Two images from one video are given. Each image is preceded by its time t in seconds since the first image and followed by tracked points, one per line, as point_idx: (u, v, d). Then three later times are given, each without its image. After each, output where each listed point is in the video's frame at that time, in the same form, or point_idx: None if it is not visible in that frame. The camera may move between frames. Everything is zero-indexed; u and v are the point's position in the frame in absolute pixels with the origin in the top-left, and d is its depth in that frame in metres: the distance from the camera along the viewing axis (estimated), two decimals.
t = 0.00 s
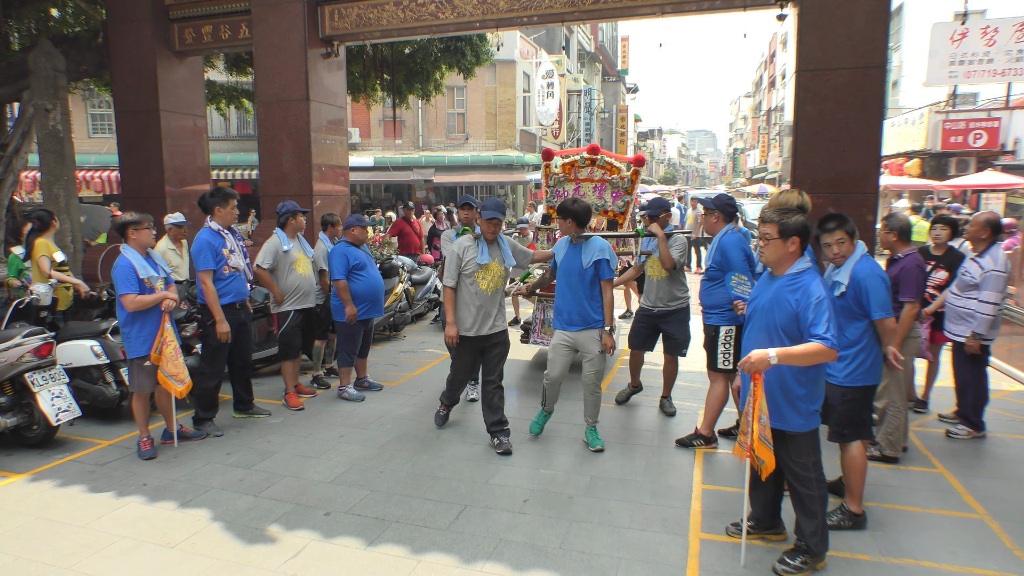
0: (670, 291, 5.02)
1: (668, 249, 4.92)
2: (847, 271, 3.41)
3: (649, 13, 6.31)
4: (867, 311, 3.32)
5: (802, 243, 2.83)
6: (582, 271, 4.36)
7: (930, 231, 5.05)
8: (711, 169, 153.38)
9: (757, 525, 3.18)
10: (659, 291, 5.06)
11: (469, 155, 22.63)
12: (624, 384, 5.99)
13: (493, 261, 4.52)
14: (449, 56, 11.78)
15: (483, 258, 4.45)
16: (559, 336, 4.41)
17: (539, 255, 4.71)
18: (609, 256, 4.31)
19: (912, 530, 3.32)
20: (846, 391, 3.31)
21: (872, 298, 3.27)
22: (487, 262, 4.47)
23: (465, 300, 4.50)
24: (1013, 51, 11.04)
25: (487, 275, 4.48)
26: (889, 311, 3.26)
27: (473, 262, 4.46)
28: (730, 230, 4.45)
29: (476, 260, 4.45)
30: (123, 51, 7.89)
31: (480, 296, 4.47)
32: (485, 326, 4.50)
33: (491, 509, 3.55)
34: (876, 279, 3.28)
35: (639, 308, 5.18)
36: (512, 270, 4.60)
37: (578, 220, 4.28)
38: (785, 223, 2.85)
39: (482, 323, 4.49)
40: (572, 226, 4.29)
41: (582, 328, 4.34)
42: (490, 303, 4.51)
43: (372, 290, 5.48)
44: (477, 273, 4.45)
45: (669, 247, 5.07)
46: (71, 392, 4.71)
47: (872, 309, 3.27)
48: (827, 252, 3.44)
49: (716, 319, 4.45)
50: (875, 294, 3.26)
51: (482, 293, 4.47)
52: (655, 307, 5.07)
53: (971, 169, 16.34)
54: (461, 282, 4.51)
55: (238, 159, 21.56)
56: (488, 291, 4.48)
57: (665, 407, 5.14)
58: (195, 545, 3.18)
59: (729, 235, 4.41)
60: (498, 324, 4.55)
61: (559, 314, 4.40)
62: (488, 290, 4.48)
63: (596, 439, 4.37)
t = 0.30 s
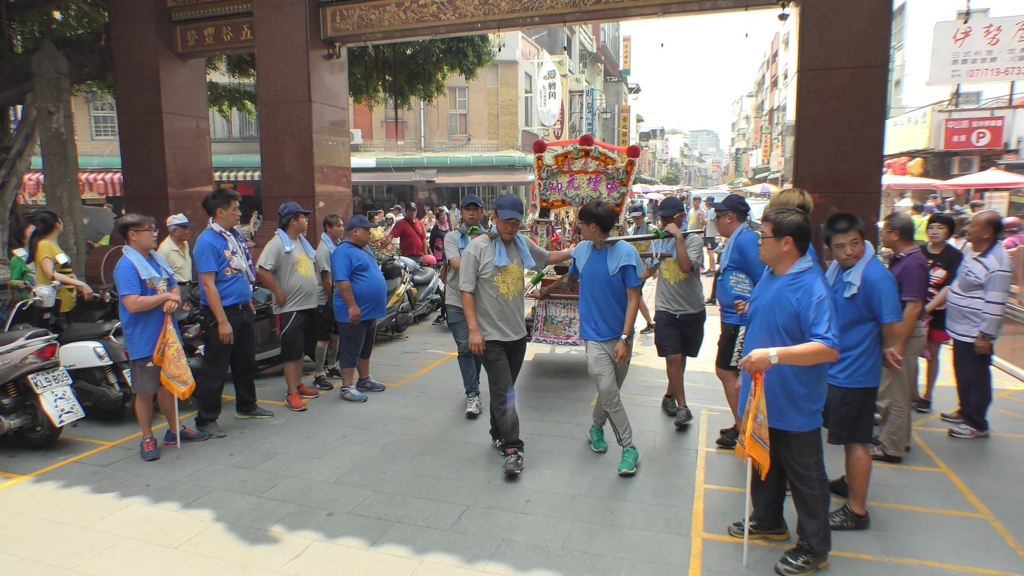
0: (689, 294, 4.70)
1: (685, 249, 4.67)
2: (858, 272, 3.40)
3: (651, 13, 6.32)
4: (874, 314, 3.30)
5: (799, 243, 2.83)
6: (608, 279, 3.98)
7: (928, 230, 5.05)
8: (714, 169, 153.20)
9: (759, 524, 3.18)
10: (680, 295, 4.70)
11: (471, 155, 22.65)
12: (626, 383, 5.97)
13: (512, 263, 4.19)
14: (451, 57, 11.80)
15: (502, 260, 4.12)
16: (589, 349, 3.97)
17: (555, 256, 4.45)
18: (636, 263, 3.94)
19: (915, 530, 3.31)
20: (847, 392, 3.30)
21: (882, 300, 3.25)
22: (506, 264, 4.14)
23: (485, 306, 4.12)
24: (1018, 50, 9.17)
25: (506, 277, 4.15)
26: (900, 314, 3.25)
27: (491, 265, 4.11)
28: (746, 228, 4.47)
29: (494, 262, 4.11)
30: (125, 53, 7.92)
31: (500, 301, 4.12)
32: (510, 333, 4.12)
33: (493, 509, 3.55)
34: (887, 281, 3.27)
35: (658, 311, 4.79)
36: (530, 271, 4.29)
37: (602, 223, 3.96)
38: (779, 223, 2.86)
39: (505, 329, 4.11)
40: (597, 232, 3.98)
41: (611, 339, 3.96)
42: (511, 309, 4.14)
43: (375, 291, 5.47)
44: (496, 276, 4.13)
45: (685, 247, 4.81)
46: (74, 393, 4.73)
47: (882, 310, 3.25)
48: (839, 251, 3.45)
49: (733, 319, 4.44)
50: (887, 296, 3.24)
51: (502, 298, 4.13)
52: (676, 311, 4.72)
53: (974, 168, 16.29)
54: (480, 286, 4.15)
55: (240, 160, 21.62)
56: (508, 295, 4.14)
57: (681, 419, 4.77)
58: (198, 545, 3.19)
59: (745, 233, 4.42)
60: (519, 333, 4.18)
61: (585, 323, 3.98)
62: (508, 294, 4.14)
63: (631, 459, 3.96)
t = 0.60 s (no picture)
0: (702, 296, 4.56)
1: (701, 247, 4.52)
2: (864, 270, 3.39)
3: (652, 12, 6.31)
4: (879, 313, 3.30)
5: (797, 240, 2.83)
6: (629, 276, 3.80)
7: (924, 229, 5.01)
8: (716, 167, 152.92)
9: (762, 523, 3.18)
10: (693, 297, 4.55)
11: (473, 154, 22.65)
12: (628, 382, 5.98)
13: (525, 262, 3.87)
14: (453, 56, 11.80)
15: (514, 260, 3.81)
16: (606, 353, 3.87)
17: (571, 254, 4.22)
18: (659, 256, 3.79)
19: (919, 529, 3.30)
20: (854, 392, 3.30)
21: (890, 298, 3.28)
22: (518, 264, 3.83)
23: (497, 311, 3.83)
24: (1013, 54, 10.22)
25: (518, 278, 3.83)
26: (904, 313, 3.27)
27: (502, 266, 3.81)
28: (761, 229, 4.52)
29: (506, 263, 3.81)
30: (128, 53, 7.93)
31: (513, 305, 3.82)
32: (526, 337, 3.81)
33: (495, 508, 3.54)
34: (893, 279, 3.29)
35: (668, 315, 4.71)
36: (545, 270, 3.96)
37: (622, 219, 3.80)
38: (778, 220, 2.86)
39: (521, 333, 3.80)
40: (615, 226, 3.80)
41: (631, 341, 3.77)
42: (525, 313, 3.83)
43: (376, 290, 5.46)
44: (508, 277, 3.81)
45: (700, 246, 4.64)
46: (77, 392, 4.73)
47: (889, 310, 3.27)
48: (844, 248, 3.42)
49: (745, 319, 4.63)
50: (894, 294, 3.27)
51: (514, 301, 3.83)
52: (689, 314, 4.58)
53: (977, 166, 16.27)
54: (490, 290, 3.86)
55: (242, 160, 21.64)
56: (519, 297, 3.83)
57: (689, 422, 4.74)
58: (200, 544, 3.19)
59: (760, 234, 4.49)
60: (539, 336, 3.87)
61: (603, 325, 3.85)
62: (520, 297, 3.84)
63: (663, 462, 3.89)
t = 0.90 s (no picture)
0: (702, 299, 4.43)
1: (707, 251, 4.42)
2: (862, 268, 3.39)
3: (654, 11, 6.30)
4: (880, 310, 3.29)
5: (796, 238, 2.84)
6: (643, 282, 3.50)
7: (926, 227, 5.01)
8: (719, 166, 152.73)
9: (764, 523, 3.18)
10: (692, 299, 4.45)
11: (475, 154, 22.67)
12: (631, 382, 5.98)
13: (524, 267, 3.54)
14: (455, 56, 11.81)
15: (511, 264, 3.49)
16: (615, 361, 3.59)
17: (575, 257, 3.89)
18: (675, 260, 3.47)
19: (923, 529, 3.29)
20: (854, 391, 3.29)
21: (890, 294, 3.27)
22: (517, 269, 3.50)
23: (493, 321, 3.49)
24: None
25: (515, 284, 3.50)
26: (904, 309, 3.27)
27: (499, 272, 3.48)
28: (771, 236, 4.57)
29: (503, 268, 3.49)
30: (131, 53, 7.95)
31: (510, 315, 3.48)
32: (524, 350, 3.49)
33: (498, 508, 3.55)
34: (892, 276, 3.28)
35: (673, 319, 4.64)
36: (544, 276, 3.62)
37: (632, 221, 3.48)
38: (780, 218, 2.87)
39: (518, 346, 3.48)
40: (625, 229, 3.50)
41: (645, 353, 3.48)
42: (523, 324, 3.51)
43: (376, 290, 5.45)
44: (504, 284, 3.48)
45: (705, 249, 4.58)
46: (81, 392, 4.75)
47: (889, 306, 3.26)
48: (843, 246, 3.40)
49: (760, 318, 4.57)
50: (892, 291, 3.26)
51: (511, 311, 3.49)
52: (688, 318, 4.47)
53: (981, 164, 16.25)
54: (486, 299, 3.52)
55: (245, 159, 21.67)
56: (516, 306, 3.49)
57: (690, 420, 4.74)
58: (203, 543, 3.20)
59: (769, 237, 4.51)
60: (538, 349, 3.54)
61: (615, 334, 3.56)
62: (518, 306, 3.50)
63: (661, 495, 3.47)
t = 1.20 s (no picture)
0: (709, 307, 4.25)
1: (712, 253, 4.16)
2: (861, 272, 3.36)
3: (661, 10, 6.30)
4: (877, 313, 3.27)
5: (803, 238, 2.83)
6: (639, 288, 3.34)
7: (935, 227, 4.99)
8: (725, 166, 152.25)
9: (771, 523, 3.17)
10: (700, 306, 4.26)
11: (481, 154, 22.68)
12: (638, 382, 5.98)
13: (509, 269, 3.37)
14: (461, 56, 11.82)
15: (496, 267, 3.32)
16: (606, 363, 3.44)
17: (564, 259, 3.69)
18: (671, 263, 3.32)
19: (932, 530, 3.27)
20: (858, 391, 3.30)
21: (881, 300, 3.21)
22: (501, 272, 3.34)
23: (476, 326, 3.36)
24: None
25: (498, 288, 3.36)
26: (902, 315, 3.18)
27: (481, 275, 3.32)
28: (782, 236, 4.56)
29: (486, 272, 3.33)
30: (139, 54, 7.99)
31: (492, 321, 3.34)
32: (507, 359, 3.36)
33: (505, 507, 3.55)
34: (886, 281, 3.21)
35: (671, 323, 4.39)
36: (531, 277, 3.44)
37: (627, 222, 3.33)
38: (787, 217, 2.86)
39: (500, 354, 3.35)
40: (619, 231, 3.34)
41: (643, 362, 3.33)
42: (506, 331, 3.36)
43: (379, 292, 5.47)
44: (487, 288, 3.33)
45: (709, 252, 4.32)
46: (90, 390, 4.79)
47: (880, 311, 3.20)
48: (843, 247, 3.41)
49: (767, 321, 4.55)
50: (884, 296, 3.19)
51: (494, 316, 3.35)
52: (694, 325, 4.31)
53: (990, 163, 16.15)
54: (469, 302, 3.38)
55: (252, 160, 21.75)
56: (501, 311, 3.35)
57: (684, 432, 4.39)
58: (211, 541, 3.22)
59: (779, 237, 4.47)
60: (522, 358, 3.41)
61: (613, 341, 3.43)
62: (502, 310, 3.36)
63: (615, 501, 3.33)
